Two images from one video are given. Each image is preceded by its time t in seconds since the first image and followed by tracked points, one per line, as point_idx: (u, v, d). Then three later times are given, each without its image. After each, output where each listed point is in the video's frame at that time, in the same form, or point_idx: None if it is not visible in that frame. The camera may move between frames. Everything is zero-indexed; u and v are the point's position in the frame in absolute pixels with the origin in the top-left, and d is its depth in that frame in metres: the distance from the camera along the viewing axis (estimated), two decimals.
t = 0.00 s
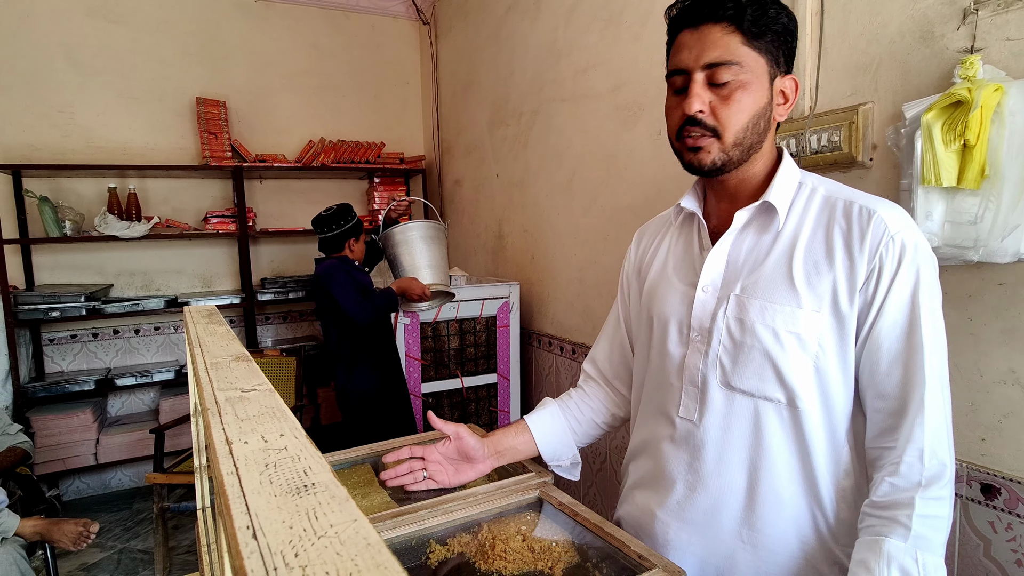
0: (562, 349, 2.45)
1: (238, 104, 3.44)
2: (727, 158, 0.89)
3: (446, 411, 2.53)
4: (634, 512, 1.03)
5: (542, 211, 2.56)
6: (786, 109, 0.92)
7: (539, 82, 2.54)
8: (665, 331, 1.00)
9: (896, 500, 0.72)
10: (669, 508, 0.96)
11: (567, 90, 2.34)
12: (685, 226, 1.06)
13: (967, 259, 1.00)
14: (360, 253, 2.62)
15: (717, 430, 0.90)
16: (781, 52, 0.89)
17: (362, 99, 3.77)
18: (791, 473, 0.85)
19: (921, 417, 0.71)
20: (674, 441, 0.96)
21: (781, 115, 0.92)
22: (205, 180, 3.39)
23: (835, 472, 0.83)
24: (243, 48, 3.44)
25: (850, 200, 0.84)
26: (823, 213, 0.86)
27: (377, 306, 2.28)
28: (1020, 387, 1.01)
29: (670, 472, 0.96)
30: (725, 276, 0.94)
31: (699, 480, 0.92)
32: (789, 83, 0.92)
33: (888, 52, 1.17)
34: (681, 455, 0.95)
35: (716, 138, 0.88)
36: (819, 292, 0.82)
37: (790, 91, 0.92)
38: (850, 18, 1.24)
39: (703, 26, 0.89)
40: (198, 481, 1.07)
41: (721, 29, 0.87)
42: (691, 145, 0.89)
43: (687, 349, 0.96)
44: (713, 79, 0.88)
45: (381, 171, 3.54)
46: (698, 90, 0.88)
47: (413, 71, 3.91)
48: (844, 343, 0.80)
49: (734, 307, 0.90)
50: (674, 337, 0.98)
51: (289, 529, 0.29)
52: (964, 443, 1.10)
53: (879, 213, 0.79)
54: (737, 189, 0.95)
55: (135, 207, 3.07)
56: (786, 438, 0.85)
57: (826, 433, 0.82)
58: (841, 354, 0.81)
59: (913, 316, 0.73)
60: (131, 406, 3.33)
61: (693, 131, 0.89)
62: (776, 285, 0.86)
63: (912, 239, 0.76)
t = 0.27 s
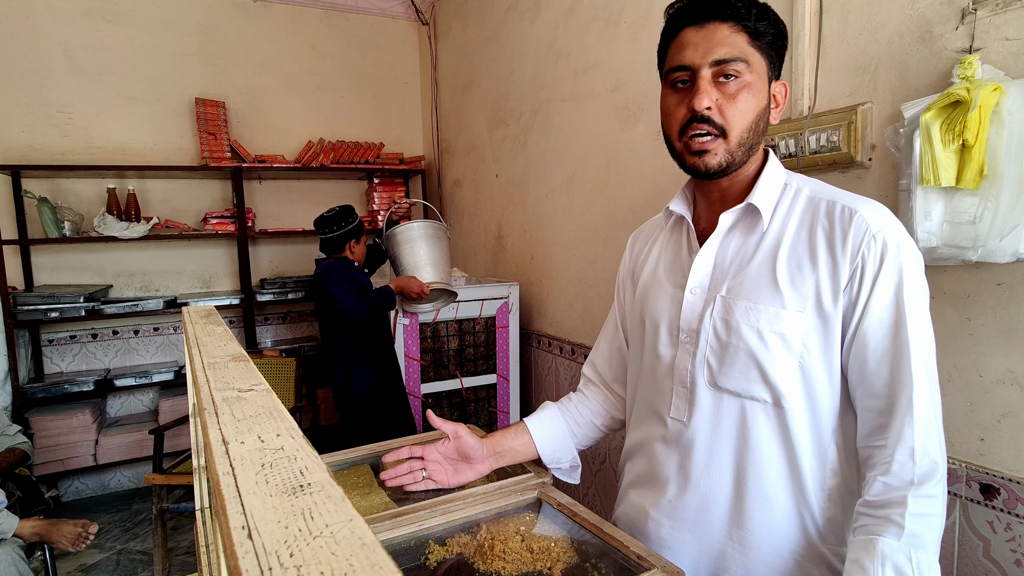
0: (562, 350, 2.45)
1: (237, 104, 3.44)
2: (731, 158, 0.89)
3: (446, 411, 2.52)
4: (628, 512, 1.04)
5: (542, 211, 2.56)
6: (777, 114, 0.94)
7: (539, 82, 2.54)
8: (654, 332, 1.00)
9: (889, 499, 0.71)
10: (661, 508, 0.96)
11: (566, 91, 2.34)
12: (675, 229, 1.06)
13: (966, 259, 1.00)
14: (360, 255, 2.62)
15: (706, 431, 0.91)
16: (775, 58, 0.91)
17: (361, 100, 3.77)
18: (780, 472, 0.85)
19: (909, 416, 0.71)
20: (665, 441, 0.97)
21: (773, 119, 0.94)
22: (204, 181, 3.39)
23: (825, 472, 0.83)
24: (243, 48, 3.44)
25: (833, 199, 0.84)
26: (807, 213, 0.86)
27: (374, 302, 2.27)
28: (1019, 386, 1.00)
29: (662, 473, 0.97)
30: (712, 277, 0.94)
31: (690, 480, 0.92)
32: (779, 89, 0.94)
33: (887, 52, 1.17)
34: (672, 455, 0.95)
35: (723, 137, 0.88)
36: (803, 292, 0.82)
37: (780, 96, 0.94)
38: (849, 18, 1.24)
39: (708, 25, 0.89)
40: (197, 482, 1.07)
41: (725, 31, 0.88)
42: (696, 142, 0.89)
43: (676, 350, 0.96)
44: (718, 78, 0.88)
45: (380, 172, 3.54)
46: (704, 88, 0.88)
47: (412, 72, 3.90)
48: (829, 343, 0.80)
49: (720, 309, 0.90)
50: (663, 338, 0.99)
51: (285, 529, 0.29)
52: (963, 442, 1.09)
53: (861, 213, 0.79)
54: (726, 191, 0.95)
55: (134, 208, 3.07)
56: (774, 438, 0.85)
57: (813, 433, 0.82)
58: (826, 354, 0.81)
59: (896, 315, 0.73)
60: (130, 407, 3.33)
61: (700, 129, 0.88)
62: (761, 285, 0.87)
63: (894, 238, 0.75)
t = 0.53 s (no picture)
0: (562, 351, 2.46)
1: (237, 106, 3.44)
2: (665, 179, 0.95)
3: (446, 413, 2.52)
4: (628, 516, 1.04)
5: (541, 213, 2.57)
6: (718, 122, 0.89)
7: (538, 84, 2.55)
8: (656, 337, 1.01)
9: (892, 503, 0.72)
10: (662, 513, 0.96)
11: (566, 92, 2.35)
12: (676, 233, 1.06)
13: (966, 260, 1.01)
14: (361, 257, 2.63)
15: (707, 436, 0.91)
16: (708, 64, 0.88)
17: (361, 101, 3.77)
18: (782, 478, 0.85)
19: (913, 424, 0.71)
20: (666, 446, 0.97)
21: (713, 128, 0.90)
22: (204, 183, 3.39)
23: (826, 477, 0.83)
24: (243, 50, 3.45)
25: (835, 205, 0.84)
26: (810, 219, 0.87)
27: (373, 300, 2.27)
28: (1018, 388, 1.01)
29: (663, 478, 0.97)
30: (714, 281, 0.94)
31: (690, 485, 0.92)
32: (719, 95, 0.88)
33: (886, 54, 1.17)
34: (673, 460, 0.95)
35: (652, 163, 0.95)
36: (806, 299, 0.83)
37: (720, 102, 0.89)
38: (848, 20, 1.24)
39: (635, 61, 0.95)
40: (198, 484, 1.07)
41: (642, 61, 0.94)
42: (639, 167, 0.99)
43: (679, 355, 0.96)
44: (642, 109, 0.94)
45: (380, 173, 3.54)
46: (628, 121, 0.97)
47: (412, 73, 3.91)
48: (832, 349, 0.80)
49: (722, 315, 0.90)
50: (665, 343, 0.99)
51: (291, 531, 0.29)
52: (963, 443, 1.10)
53: (864, 219, 0.79)
54: (716, 197, 0.96)
55: (134, 210, 3.07)
56: (776, 444, 0.85)
57: (815, 439, 0.83)
58: (829, 360, 0.81)
59: (900, 321, 0.74)
60: (130, 408, 3.32)
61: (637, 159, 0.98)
62: (763, 291, 0.87)
63: (898, 245, 0.76)
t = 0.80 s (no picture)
0: (561, 352, 2.46)
1: (236, 107, 3.44)
2: (648, 188, 0.97)
3: (445, 414, 2.52)
4: (625, 518, 1.04)
5: (541, 214, 2.57)
6: (689, 131, 0.90)
7: (538, 85, 2.55)
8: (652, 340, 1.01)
9: (894, 504, 0.72)
10: (658, 515, 0.96)
11: (565, 93, 2.35)
12: (674, 237, 1.07)
13: (964, 261, 1.01)
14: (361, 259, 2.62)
15: (701, 438, 0.91)
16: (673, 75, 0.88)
17: (361, 102, 3.78)
18: (776, 479, 0.85)
19: (909, 424, 0.71)
20: (661, 449, 0.97)
21: (685, 138, 0.90)
22: (204, 184, 3.40)
23: (821, 478, 0.83)
24: (242, 51, 3.45)
25: (826, 205, 0.84)
26: (800, 219, 0.87)
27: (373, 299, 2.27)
28: (1017, 389, 1.01)
29: (658, 481, 0.97)
30: (707, 284, 0.94)
31: (686, 488, 0.92)
32: (688, 105, 0.88)
33: (885, 56, 1.18)
34: (668, 463, 0.95)
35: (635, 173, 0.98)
36: (796, 300, 0.83)
37: (690, 112, 0.89)
38: (847, 21, 1.25)
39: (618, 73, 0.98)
40: (198, 486, 1.07)
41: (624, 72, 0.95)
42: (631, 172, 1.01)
43: (673, 358, 0.97)
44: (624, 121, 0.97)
45: (379, 174, 3.54)
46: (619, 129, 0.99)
47: (411, 75, 3.91)
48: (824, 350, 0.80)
49: (714, 317, 0.90)
50: (661, 346, 0.99)
51: (293, 532, 0.29)
52: (961, 444, 1.10)
53: (854, 219, 0.79)
54: (709, 199, 0.96)
55: (133, 211, 3.07)
56: (769, 446, 0.85)
57: (809, 440, 0.83)
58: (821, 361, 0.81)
59: (891, 321, 0.74)
60: (130, 410, 3.32)
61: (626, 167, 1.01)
62: (754, 293, 0.87)
63: (888, 243, 0.76)
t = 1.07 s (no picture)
0: (559, 352, 2.46)
1: (234, 108, 3.44)
2: (670, 177, 0.92)
3: (443, 415, 2.52)
4: (625, 520, 1.04)
5: (539, 215, 2.57)
6: (735, 122, 0.92)
7: (536, 87, 2.55)
8: (647, 342, 1.01)
9: (885, 501, 0.72)
10: (658, 517, 0.96)
11: (563, 94, 2.35)
12: (666, 240, 1.07)
13: (961, 262, 1.01)
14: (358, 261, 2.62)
15: (699, 439, 0.91)
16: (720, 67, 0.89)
17: (358, 103, 3.78)
18: (773, 478, 0.85)
19: (900, 419, 0.72)
20: (659, 451, 0.97)
21: (730, 128, 0.92)
22: (201, 185, 3.39)
23: (817, 475, 0.83)
24: (240, 52, 3.44)
25: (817, 203, 0.85)
26: (792, 218, 0.87)
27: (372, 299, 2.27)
28: (1013, 389, 1.01)
29: (657, 482, 0.97)
30: (701, 285, 0.95)
31: (685, 489, 0.92)
32: (735, 96, 0.91)
33: (881, 58, 1.18)
34: (667, 464, 0.95)
35: (657, 159, 0.92)
36: (790, 299, 0.83)
37: (736, 103, 0.92)
38: (843, 22, 1.25)
39: (639, 52, 0.92)
40: (196, 487, 1.07)
41: (654, 54, 0.91)
42: (634, 164, 0.94)
43: (669, 359, 0.97)
44: (649, 103, 0.91)
45: (377, 175, 3.54)
46: (633, 115, 0.92)
47: (409, 76, 3.91)
48: (817, 348, 0.81)
49: (710, 318, 0.90)
50: (655, 348, 0.99)
51: (294, 533, 0.29)
52: (959, 444, 1.10)
53: (845, 216, 0.80)
54: (705, 201, 0.96)
55: (131, 212, 3.07)
56: (766, 445, 0.85)
57: (806, 438, 0.83)
58: (815, 359, 0.81)
59: (883, 317, 0.74)
60: (127, 411, 3.31)
61: (636, 155, 0.93)
62: (748, 293, 0.87)
63: (879, 239, 0.76)
